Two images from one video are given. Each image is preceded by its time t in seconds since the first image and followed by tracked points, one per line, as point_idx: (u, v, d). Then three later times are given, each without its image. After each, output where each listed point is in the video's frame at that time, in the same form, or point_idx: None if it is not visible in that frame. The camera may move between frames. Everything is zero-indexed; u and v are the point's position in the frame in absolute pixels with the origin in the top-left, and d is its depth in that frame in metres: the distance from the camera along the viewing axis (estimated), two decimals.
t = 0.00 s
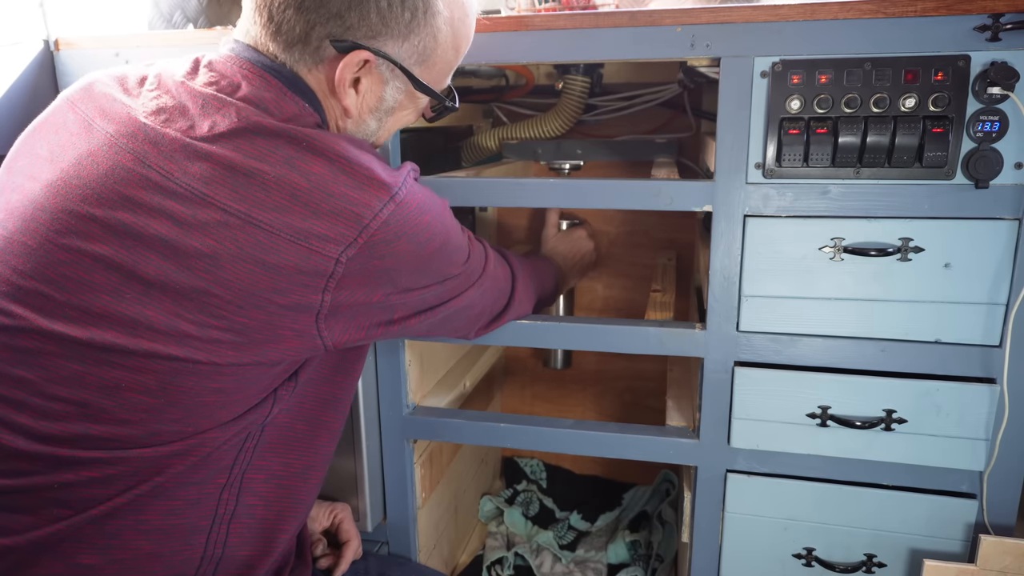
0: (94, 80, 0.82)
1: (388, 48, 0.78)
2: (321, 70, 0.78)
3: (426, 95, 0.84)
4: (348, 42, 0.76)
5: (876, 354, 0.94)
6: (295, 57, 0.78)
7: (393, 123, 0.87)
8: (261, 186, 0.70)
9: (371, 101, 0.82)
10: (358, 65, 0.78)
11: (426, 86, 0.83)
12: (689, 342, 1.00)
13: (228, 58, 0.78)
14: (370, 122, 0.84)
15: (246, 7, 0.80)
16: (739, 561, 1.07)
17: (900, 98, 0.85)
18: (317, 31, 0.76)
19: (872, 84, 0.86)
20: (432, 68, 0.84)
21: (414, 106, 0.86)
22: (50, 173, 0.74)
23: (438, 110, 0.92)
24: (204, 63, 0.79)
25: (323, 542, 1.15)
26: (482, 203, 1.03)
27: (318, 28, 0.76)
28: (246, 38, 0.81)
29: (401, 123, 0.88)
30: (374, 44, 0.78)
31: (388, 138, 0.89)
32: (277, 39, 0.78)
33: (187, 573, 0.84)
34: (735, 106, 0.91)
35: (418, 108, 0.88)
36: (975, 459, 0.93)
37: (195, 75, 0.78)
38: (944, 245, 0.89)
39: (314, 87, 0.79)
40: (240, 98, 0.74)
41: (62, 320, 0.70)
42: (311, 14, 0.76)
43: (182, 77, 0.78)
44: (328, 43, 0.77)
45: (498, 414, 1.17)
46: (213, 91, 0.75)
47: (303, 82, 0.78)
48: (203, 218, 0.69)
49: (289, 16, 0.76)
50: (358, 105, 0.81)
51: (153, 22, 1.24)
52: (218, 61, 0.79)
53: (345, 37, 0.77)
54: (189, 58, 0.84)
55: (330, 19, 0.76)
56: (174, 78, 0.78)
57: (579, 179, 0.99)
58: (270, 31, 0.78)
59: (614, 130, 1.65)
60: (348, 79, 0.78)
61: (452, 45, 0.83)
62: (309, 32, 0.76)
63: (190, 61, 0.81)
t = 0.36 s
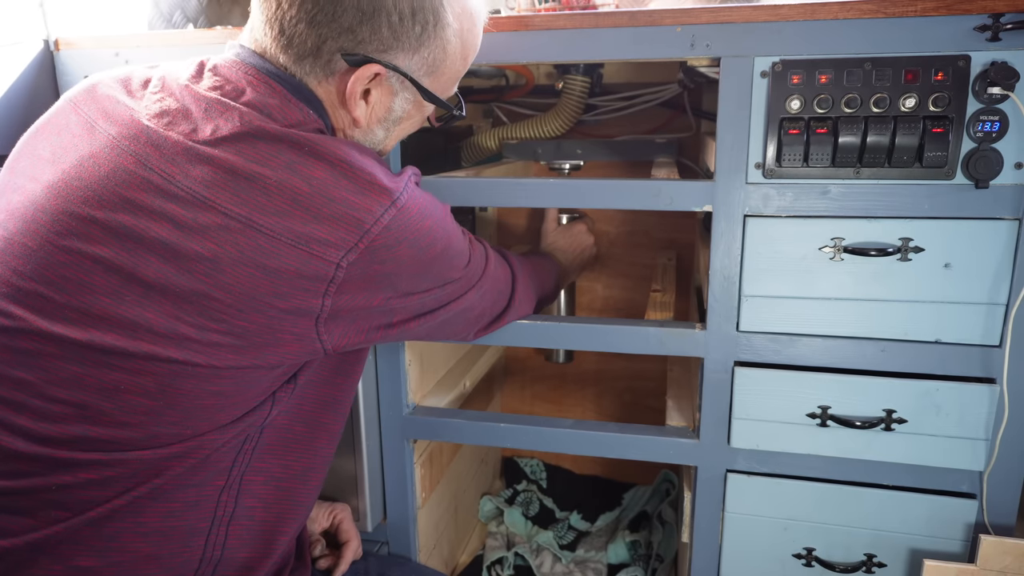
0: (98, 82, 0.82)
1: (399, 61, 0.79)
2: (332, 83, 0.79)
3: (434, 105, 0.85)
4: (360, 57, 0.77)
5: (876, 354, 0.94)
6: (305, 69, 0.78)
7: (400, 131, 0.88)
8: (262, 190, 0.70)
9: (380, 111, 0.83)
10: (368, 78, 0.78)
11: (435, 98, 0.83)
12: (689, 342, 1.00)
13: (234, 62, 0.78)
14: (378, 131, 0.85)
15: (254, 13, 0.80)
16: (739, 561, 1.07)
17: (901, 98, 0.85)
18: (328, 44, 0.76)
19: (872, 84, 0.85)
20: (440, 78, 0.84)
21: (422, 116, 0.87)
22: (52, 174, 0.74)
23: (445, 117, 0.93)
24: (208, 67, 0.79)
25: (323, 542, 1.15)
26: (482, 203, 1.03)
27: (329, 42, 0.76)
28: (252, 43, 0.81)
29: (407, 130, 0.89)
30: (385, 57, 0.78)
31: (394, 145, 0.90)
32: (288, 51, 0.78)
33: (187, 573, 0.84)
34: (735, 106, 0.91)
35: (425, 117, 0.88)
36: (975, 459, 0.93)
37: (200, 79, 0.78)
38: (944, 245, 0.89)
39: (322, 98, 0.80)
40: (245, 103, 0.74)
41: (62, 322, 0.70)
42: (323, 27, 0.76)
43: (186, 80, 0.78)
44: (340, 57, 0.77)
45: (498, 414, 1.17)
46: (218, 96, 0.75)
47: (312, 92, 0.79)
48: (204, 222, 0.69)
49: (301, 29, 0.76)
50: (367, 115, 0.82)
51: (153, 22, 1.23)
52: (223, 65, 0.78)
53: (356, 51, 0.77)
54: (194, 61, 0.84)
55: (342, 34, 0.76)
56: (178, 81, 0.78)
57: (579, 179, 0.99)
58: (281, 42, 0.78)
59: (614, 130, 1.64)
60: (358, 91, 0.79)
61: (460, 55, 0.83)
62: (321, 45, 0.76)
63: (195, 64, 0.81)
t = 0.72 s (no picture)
0: (98, 82, 0.82)
1: (400, 60, 0.79)
2: (333, 83, 0.79)
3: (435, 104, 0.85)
4: (361, 57, 0.77)
5: (877, 354, 0.94)
6: (306, 70, 0.78)
7: (401, 131, 0.87)
8: (263, 191, 0.70)
9: (381, 111, 0.83)
10: (369, 78, 0.78)
11: (436, 97, 0.83)
12: (689, 342, 1.00)
13: (235, 62, 0.78)
14: (379, 131, 0.85)
15: (255, 14, 0.80)
16: (739, 561, 1.07)
17: (901, 98, 0.85)
18: (329, 45, 0.76)
19: (872, 84, 0.86)
20: (441, 77, 0.84)
21: (423, 115, 0.87)
22: (53, 174, 0.74)
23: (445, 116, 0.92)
24: (209, 68, 0.79)
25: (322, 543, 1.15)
26: (482, 203, 1.03)
27: (330, 42, 0.76)
28: (252, 44, 0.80)
29: (408, 130, 0.89)
30: (385, 57, 0.78)
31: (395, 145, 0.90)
32: (289, 52, 0.78)
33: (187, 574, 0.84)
34: (735, 106, 0.91)
35: (426, 116, 0.88)
36: (975, 459, 0.93)
37: (201, 80, 0.78)
38: (944, 245, 0.89)
39: (324, 98, 0.80)
40: (246, 104, 0.74)
41: (62, 322, 0.70)
42: (324, 28, 0.75)
43: (187, 81, 0.78)
44: (341, 57, 0.77)
45: (498, 414, 1.17)
46: (219, 97, 0.75)
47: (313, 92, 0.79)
48: (204, 222, 0.69)
49: (301, 30, 0.76)
50: (368, 115, 0.82)
51: (153, 22, 1.24)
52: (224, 66, 0.78)
53: (357, 51, 0.77)
54: (195, 61, 0.84)
55: (343, 34, 0.76)
56: (179, 82, 0.78)
57: (579, 179, 0.99)
58: (281, 44, 0.78)
59: (614, 130, 1.64)
60: (359, 91, 0.79)
61: (461, 54, 0.83)
62: (322, 46, 0.76)
63: (196, 65, 0.81)
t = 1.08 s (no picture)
0: (96, 78, 0.82)
1: (390, 43, 0.78)
2: (324, 67, 0.78)
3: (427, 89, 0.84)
4: (350, 38, 0.76)
5: (876, 355, 0.94)
6: (299, 54, 0.77)
7: (394, 119, 0.86)
8: (254, 179, 0.70)
9: (373, 96, 0.81)
10: (360, 61, 0.78)
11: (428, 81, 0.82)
12: (689, 342, 1.00)
13: (231, 54, 0.78)
14: (372, 117, 0.83)
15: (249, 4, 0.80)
16: (739, 561, 1.07)
17: (900, 98, 0.85)
18: (319, 27, 0.76)
19: (872, 84, 0.85)
20: (433, 61, 0.83)
21: (416, 101, 0.86)
22: (48, 167, 0.74)
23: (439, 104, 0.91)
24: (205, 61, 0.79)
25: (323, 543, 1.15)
26: (483, 203, 1.03)
27: (320, 24, 0.76)
28: (247, 35, 0.80)
29: (401, 119, 0.88)
30: (375, 39, 0.77)
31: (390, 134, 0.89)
32: (280, 36, 0.77)
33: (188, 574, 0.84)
34: (735, 106, 0.91)
35: (420, 104, 0.87)
36: (975, 459, 0.93)
37: (197, 72, 0.78)
38: (945, 245, 0.89)
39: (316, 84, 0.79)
40: (242, 95, 0.74)
41: (57, 315, 0.71)
42: (313, 10, 0.75)
43: (183, 73, 0.78)
44: (331, 39, 0.76)
45: (497, 414, 1.17)
46: (215, 88, 0.75)
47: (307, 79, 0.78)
48: (195, 211, 0.69)
49: (291, 14, 0.76)
50: (360, 100, 0.81)
51: (153, 22, 1.24)
52: (221, 57, 0.78)
53: (347, 34, 0.76)
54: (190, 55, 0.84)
55: (332, 16, 0.75)
56: (175, 75, 0.78)
57: (579, 179, 0.99)
58: (273, 28, 0.77)
59: (614, 130, 1.64)
60: (350, 74, 0.78)
61: (452, 38, 0.83)
62: (312, 28, 0.76)
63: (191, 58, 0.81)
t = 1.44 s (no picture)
0: (53, 75, 0.84)
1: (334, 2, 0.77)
2: (268, 31, 0.78)
3: (379, 53, 0.81)
4: None
5: (876, 354, 0.94)
6: (241, 20, 0.78)
7: (350, 90, 0.85)
8: (166, 149, 0.69)
9: (321, 63, 0.80)
10: (302, 23, 0.77)
11: (378, 44, 0.80)
12: (689, 342, 1.00)
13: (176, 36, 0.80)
14: (323, 86, 0.83)
15: None
16: (739, 562, 1.07)
17: (901, 98, 0.85)
18: None
19: (872, 84, 0.86)
20: (386, 25, 0.81)
21: (373, 72, 0.84)
22: None
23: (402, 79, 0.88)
24: (152, 44, 0.80)
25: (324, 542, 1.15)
26: (483, 203, 1.03)
27: None
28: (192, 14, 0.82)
29: (361, 93, 0.86)
30: None
31: (349, 109, 0.87)
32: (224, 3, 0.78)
33: None
34: (735, 106, 0.91)
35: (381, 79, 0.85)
36: (975, 459, 0.93)
37: (142, 54, 0.79)
38: (945, 245, 0.89)
39: (260, 50, 0.79)
40: (177, 71, 0.75)
41: None
42: None
43: (128, 57, 0.79)
44: None
45: (497, 414, 1.17)
46: (153, 66, 0.76)
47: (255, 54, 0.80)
48: (109, 187, 0.69)
49: None
50: (308, 66, 0.80)
51: (153, 22, 1.24)
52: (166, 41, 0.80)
53: None
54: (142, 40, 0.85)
55: None
56: (120, 59, 0.79)
57: (580, 179, 0.99)
58: None
59: (613, 130, 1.65)
60: (293, 36, 0.77)
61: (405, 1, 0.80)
62: None
63: (142, 42, 0.82)
